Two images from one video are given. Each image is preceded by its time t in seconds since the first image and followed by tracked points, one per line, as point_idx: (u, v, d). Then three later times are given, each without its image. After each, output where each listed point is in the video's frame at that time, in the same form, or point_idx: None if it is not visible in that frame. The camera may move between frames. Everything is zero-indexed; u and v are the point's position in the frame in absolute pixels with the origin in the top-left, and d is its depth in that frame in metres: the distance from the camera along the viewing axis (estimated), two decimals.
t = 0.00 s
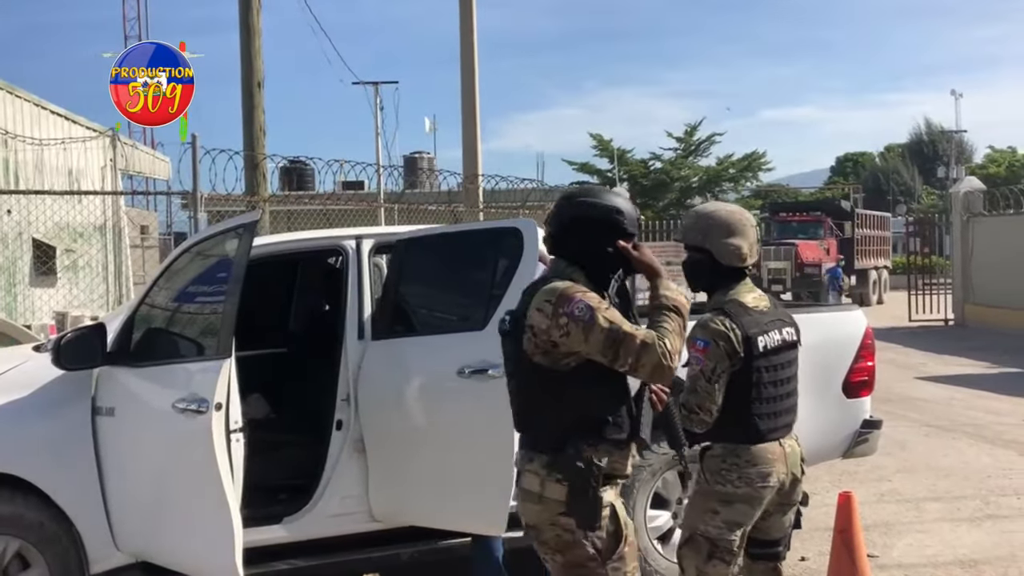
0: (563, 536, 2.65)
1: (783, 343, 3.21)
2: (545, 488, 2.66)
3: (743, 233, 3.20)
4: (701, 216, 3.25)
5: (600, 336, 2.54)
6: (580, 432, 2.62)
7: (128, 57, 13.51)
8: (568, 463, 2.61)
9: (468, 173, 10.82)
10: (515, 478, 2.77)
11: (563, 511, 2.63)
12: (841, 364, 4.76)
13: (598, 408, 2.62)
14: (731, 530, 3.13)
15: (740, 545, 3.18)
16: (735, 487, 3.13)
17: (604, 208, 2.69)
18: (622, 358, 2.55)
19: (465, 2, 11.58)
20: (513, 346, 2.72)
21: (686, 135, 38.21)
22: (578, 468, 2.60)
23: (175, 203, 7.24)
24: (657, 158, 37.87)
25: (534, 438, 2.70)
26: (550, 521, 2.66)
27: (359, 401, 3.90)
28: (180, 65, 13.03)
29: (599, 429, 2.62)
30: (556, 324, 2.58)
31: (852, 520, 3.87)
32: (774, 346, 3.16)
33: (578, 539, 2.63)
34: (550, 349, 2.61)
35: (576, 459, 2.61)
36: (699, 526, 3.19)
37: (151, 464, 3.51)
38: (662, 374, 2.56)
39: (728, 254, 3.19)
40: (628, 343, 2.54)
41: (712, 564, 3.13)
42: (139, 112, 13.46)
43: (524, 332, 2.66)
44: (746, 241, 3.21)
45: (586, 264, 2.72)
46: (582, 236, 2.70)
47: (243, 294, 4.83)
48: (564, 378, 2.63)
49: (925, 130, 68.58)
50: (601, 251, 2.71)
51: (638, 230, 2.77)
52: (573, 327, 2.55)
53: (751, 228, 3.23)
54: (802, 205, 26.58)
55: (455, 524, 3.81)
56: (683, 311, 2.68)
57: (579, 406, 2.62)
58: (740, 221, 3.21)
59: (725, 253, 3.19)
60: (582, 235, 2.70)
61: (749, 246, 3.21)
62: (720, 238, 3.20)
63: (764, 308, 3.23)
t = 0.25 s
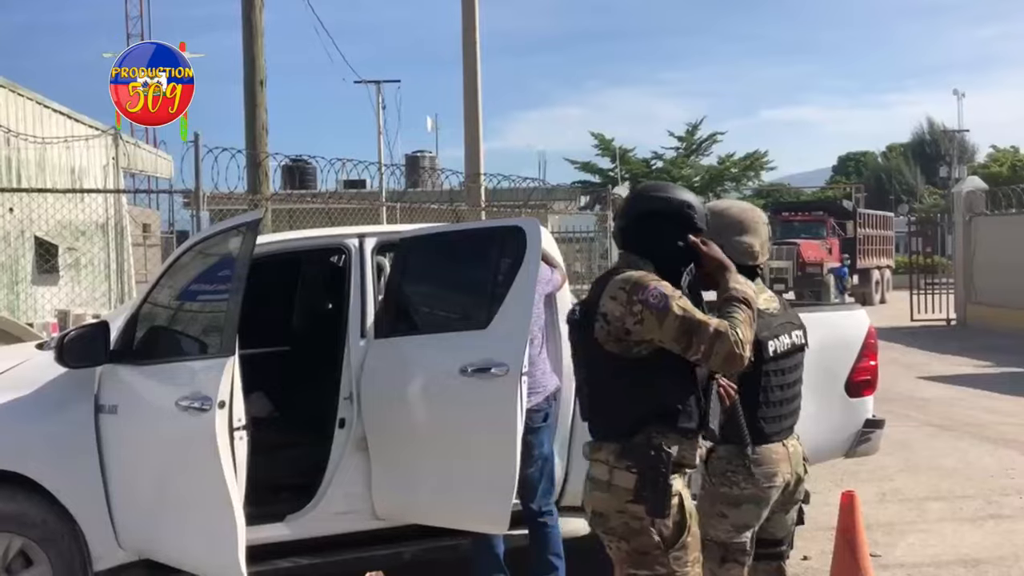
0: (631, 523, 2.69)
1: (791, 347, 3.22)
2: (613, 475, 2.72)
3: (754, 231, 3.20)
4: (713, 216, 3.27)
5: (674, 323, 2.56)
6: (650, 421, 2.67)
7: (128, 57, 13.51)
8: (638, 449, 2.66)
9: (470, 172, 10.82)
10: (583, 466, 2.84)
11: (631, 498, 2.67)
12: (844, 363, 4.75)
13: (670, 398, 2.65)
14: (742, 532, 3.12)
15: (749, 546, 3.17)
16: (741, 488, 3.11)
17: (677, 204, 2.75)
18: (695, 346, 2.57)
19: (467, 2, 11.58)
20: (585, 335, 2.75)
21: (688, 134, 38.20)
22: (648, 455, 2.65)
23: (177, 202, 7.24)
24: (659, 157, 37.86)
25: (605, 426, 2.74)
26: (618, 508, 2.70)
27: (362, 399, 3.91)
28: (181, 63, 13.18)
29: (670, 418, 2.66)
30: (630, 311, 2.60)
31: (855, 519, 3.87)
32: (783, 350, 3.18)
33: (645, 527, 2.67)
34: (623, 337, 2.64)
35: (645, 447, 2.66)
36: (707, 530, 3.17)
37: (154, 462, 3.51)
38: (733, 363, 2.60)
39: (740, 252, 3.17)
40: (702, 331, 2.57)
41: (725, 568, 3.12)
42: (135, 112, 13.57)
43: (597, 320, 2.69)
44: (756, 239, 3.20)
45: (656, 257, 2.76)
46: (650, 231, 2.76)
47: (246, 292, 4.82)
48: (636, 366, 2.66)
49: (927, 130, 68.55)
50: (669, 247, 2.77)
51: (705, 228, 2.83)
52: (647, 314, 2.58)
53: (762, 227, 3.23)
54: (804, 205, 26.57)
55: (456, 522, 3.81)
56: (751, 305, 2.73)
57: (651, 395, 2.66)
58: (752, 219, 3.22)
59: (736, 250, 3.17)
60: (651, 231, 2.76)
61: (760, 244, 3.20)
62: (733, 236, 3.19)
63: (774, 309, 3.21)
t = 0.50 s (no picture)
0: (668, 525, 2.80)
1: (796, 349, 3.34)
2: (647, 480, 2.85)
3: (756, 229, 3.20)
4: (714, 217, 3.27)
5: (708, 314, 2.69)
6: (682, 415, 2.80)
7: (128, 56, 13.50)
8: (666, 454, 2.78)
9: (472, 171, 10.81)
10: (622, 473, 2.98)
11: (663, 501, 2.80)
12: (846, 362, 4.75)
13: (701, 392, 2.78)
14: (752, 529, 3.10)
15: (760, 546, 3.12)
16: (745, 486, 3.10)
17: (716, 209, 2.94)
18: (728, 337, 2.68)
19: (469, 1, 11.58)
20: (624, 329, 2.92)
21: (689, 133, 38.19)
22: (675, 459, 2.76)
23: (179, 201, 7.25)
24: (661, 156, 37.85)
25: (640, 422, 2.88)
26: (653, 512, 2.83)
27: (364, 398, 3.92)
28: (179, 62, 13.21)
29: (702, 412, 2.79)
30: (665, 303, 2.75)
31: (857, 519, 3.88)
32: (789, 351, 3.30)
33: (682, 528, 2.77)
34: (658, 328, 2.79)
35: (676, 445, 2.78)
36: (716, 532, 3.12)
37: (158, 460, 3.52)
38: (768, 354, 2.69)
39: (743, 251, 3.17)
40: (736, 323, 2.69)
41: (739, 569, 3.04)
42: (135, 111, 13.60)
43: (635, 313, 2.86)
44: (759, 237, 3.20)
45: (697, 258, 2.94)
46: (689, 235, 2.97)
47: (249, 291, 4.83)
48: (669, 359, 2.80)
49: (929, 130, 68.50)
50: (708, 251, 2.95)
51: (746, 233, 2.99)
52: (681, 306, 2.72)
53: (764, 226, 3.24)
54: (806, 205, 26.56)
55: (458, 521, 3.82)
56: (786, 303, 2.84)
57: (683, 389, 2.79)
58: (754, 217, 3.23)
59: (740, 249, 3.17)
60: (690, 234, 2.96)
61: (762, 242, 3.20)
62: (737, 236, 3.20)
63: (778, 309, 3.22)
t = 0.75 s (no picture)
0: (687, 515, 2.81)
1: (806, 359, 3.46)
2: (670, 468, 2.87)
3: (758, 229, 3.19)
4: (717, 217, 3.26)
5: (744, 308, 2.70)
6: (712, 406, 2.85)
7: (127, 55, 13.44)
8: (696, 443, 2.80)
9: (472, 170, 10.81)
10: (641, 461, 2.99)
11: (687, 491, 2.81)
12: (846, 362, 4.76)
13: (734, 384, 2.82)
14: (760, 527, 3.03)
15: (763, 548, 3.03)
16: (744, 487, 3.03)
17: (748, 205, 2.97)
18: (762, 332, 2.71)
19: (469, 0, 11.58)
20: (655, 316, 2.93)
21: (688, 133, 38.19)
22: (705, 449, 2.79)
23: (179, 200, 7.25)
24: (660, 156, 37.85)
25: (667, 411, 2.90)
26: (674, 501, 2.84)
27: (364, 397, 3.92)
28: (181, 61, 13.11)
29: (732, 405, 2.84)
30: (703, 293, 2.75)
31: (856, 518, 3.89)
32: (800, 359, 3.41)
33: (701, 520, 2.78)
34: (693, 318, 2.79)
35: (706, 435, 2.82)
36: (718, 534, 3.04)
37: (158, 458, 3.52)
38: (798, 352, 2.72)
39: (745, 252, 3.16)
40: (771, 318, 2.71)
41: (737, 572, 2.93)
42: (135, 110, 13.45)
43: (669, 301, 2.86)
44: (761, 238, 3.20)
45: (725, 252, 2.97)
46: (719, 231, 2.98)
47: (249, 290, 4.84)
48: (702, 349, 2.83)
49: (929, 129, 68.53)
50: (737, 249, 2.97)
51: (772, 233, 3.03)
52: (718, 297, 2.72)
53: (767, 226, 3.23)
54: (806, 205, 26.57)
55: (457, 520, 3.82)
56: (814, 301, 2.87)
57: (715, 380, 2.83)
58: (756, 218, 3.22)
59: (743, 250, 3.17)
60: (720, 230, 2.98)
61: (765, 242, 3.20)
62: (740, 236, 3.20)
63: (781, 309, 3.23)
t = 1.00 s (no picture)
0: (698, 513, 2.82)
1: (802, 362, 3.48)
2: (681, 467, 2.86)
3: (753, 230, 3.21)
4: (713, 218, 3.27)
5: (758, 308, 2.73)
6: (724, 405, 2.85)
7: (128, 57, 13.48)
8: (710, 442, 2.79)
9: (467, 169, 10.81)
10: (646, 457, 2.97)
11: (698, 490, 2.82)
12: (842, 361, 4.77)
13: (745, 383, 2.84)
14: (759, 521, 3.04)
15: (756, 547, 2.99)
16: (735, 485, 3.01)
17: (756, 206, 2.97)
18: (774, 334, 2.74)
19: None
20: (664, 315, 2.90)
21: (683, 132, 38.24)
22: (721, 448, 2.78)
23: (174, 199, 7.23)
24: (655, 155, 37.89)
25: (677, 410, 2.89)
26: (683, 499, 2.85)
27: (359, 395, 3.93)
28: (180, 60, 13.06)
29: (743, 404, 2.85)
30: (718, 293, 2.76)
31: (851, 517, 3.89)
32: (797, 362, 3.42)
33: (711, 518, 2.81)
34: (707, 317, 2.80)
35: (719, 434, 2.82)
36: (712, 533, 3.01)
37: (154, 457, 3.51)
38: (807, 353, 2.76)
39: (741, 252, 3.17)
40: (783, 320, 2.74)
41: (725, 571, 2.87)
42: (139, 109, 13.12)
43: (681, 300, 2.85)
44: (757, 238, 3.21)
45: (732, 251, 2.96)
46: (725, 227, 2.96)
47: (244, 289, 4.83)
48: (714, 348, 2.82)
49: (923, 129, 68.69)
50: (743, 244, 2.97)
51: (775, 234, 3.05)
52: (733, 298, 2.74)
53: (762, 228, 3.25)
54: (801, 204, 26.62)
55: (453, 519, 3.82)
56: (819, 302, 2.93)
57: (727, 379, 2.83)
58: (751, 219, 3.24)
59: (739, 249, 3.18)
60: (727, 226, 2.96)
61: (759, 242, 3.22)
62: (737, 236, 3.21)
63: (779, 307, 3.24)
